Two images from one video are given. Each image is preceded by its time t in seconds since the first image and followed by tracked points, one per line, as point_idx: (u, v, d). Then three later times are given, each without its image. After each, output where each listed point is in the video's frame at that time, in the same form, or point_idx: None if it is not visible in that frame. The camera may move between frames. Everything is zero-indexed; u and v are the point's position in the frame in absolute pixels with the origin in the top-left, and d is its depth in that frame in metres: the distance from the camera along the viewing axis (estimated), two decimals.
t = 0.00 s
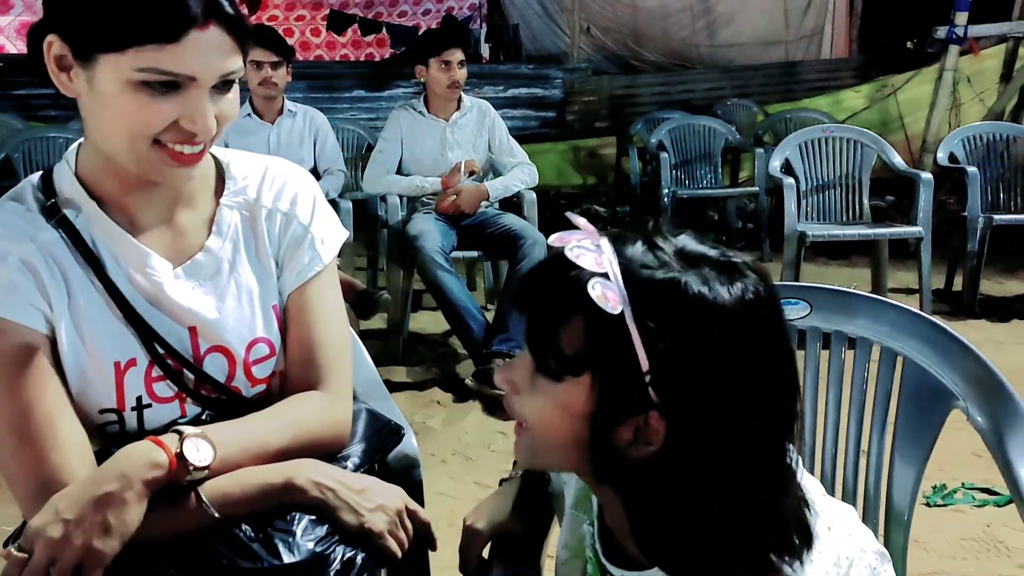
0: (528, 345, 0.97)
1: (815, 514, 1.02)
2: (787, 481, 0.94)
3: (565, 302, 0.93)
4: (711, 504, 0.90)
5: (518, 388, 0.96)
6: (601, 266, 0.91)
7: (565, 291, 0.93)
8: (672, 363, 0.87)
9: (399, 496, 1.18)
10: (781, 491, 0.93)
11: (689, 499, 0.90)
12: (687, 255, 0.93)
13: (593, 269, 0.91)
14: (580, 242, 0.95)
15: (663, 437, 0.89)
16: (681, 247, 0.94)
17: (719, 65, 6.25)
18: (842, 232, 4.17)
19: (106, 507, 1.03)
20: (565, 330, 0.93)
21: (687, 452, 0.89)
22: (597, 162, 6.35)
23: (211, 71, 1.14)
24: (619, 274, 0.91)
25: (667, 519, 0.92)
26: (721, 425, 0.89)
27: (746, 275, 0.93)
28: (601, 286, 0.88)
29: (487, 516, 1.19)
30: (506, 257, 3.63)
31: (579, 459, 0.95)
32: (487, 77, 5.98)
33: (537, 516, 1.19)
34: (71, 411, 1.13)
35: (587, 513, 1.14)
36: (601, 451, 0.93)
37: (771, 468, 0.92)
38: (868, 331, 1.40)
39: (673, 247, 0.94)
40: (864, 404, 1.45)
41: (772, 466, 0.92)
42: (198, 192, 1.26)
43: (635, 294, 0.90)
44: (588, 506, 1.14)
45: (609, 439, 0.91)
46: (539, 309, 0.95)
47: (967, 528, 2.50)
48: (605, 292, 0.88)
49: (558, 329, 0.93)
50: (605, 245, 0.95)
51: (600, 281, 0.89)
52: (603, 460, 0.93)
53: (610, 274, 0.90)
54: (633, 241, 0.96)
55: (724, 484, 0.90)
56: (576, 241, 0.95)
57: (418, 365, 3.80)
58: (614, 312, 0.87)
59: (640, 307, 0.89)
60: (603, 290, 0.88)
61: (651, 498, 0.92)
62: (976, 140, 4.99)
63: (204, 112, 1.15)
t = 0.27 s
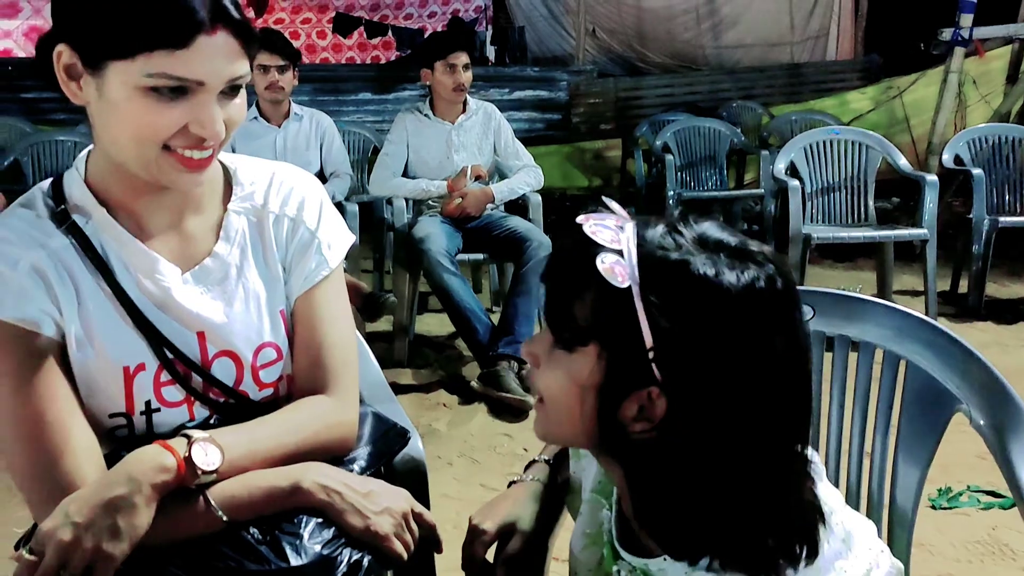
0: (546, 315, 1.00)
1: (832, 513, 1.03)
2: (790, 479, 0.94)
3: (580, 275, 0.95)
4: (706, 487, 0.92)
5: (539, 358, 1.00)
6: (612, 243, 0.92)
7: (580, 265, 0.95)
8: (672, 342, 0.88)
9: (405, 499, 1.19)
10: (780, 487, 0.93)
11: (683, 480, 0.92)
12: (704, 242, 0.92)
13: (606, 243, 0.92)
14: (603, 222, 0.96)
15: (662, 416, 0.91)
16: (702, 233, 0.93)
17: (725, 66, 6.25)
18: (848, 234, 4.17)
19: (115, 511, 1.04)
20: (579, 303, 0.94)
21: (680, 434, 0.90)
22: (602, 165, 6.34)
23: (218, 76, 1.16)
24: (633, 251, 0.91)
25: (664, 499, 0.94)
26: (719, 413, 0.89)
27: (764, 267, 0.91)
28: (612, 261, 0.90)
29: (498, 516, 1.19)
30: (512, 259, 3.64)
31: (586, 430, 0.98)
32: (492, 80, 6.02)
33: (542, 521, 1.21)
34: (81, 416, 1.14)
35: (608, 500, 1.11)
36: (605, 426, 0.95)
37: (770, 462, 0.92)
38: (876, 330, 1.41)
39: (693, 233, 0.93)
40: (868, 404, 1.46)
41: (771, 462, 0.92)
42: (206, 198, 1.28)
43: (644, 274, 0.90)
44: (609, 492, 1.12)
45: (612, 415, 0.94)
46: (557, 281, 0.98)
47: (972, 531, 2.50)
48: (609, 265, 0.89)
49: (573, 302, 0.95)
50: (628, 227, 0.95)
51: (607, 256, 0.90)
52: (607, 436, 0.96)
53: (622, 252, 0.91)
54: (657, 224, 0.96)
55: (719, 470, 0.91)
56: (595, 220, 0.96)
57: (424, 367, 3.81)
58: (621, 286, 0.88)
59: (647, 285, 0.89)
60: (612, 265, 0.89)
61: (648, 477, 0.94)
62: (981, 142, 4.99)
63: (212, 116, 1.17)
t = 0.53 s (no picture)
0: (582, 335, 1.04)
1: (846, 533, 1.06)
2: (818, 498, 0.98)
3: (620, 293, 0.99)
4: (740, 506, 0.95)
5: (565, 375, 1.04)
6: (661, 264, 0.95)
7: (621, 284, 0.99)
8: (720, 365, 0.91)
9: (422, 508, 1.20)
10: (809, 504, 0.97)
11: (719, 505, 0.95)
12: (745, 263, 0.97)
13: (651, 260, 0.96)
14: (642, 238, 1.00)
15: (703, 438, 0.94)
16: (740, 254, 0.99)
17: (737, 69, 6.22)
18: (863, 237, 4.15)
19: (136, 520, 1.05)
20: (619, 320, 0.99)
21: (720, 457, 0.94)
22: (614, 167, 6.40)
23: (238, 88, 1.17)
24: (676, 269, 0.95)
25: (697, 520, 0.97)
26: (761, 433, 0.93)
27: (803, 288, 0.96)
28: (658, 280, 0.93)
29: (513, 526, 1.20)
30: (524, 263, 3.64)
31: (618, 447, 1.01)
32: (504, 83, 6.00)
33: (556, 530, 1.21)
34: (102, 424, 1.15)
35: (621, 512, 1.16)
36: (640, 445, 0.98)
37: (802, 481, 0.96)
38: (893, 336, 1.40)
39: (732, 253, 0.99)
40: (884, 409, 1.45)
41: (802, 480, 0.96)
42: (224, 208, 1.27)
43: (690, 294, 0.94)
44: (621, 504, 1.17)
45: (649, 436, 0.97)
46: (595, 299, 1.02)
47: (988, 538, 2.49)
48: (659, 286, 0.92)
49: (614, 320, 0.99)
50: (666, 245, 0.99)
51: (657, 277, 0.94)
52: (643, 456, 0.99)
53: (668, 272, 0.94)
54: (695, 244, 1.01)
55: (752, 490, 0.95)
56: (637, 236, 1.00)
57: (437, 370, 3.82)
58: (668, 306, 0.91)
59: (693, 306, 0.93)
60: (659, 285, 0.93)
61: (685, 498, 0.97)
62: (996, 145, 4.95)
63: (232, 129, 1.18)
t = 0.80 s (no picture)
0: (619, 355, 1.03)
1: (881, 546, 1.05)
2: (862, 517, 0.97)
3: (659, 315, 0.99)
4: (784, 527, 0.95)
5: (600, 394, 1.04)
6: (701, 284, 0.96)
7: (660, 305, 0.99)
8: (764, 387, 0.91)
9: (446, 518, 1.21)
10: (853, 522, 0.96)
11: (765, 525, 0.95)
12: (785, 280, 0.98)
13: (691, 281, 0.96)
14: (680, 257, 1.00)
15: (748, 458, 0.93)
16: (779, 271, 1.00)
17: (755, 69, 6.20)
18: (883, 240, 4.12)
19: (164, 530, 1.06)
20: (660, 342, 0.98)
21: (765, 477, 0.93)
22: (631, 167, 6.31)
23: (254, 87, 1.18)
24: (716, 289, 0.95)
25: (742, 541, 0.97)
26: (807, 452, 0.93)
27: (844, 303, 0.97)
28: (701, 303, 0.93)
29: (536, 536, 1.21)
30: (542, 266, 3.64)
31: (657, 466, 1.00)
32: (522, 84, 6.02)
33: (579, 542, 1.22)
34: (131, 436, 1.16)
35: (648, 525, 1.16)
36: (679, 464, 0.97)
37: (847, 500, 0.95)
38: (931, 346, 1.38)
39: (771, 270, 1.00)
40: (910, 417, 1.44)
41: (846, 500, 0.95)
42: (250, 220, 1.29)
43: (733, 313, 0.94)
44: (647, 516, 1.16)
45: (690, 457, 0.96)
46: (633, 319, 1.02)
47: (1013, 547, 2.46)
48: (704, 309, 0.92)
49: (653, 341, 0.99)
50: (704, 262, 0.99)
51: (701, 298, 0.94)
52: (683, 477, 0.98)
53: (710, 292, 0.95)
54: (732, 263, 1.02)
55: (795, 511, 0.94)
56: (676, 253, 1.01)
57: (455, 373, 3.82)
58: (714, 329, 0.92)
59: (736, 326, 0.93)
60: (704, 307, 0.93)
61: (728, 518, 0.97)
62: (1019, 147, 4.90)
63: (249, 129, 1.19)
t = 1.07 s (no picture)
0: (648, 351, 1.06)
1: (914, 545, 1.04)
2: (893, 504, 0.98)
3: (684, 310, 1.01)
4: (821, 512, 0.95)
5: (633, 392, 1.07)
6: (723, 274, 0.98)
7: (686, 298, 1.02)
8: (790, 369, 0.92)
9: (467, 521, 1.23)
10: (886, 507, 0.97)
11: (801, 509, 0.95)
12: (807, 269, 1.00)
13: (714, 271, 0.98)
14: (702, 251, 1.03)
15: (779, 443, 0.94)
16: (800, 261, 1.02)
17: (773, 71, 6.20)
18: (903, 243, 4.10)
19: (191, 531, 1.08)
20: (689, 332, 1.00)
21: (797, 462, 0.94)
22: (649, 170, 6.34)
23: (250, 77, 1.20)
24: (740, 280, 0.98)
25: (780, 528, 0.97)
26: (837, 436, 0.93)
27: (865, 288, 0.98)
28: (726, 292, 0.95)
29: (559, 540, 1.23)
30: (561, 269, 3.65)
31: (695, 461, 1.02)
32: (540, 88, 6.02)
33: (602, 546, 1.23)
34: (159, 441, 1.18)
35: (678, 523, 1.16)
36: (714, 455, 1.00)
37: (879, 486, 0.96)
38: (950, 350, 1.39)
39: (793, 262, 1.02)
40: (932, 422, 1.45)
41: (878, 485, 0.96)
42: (274, 228, 1.31)
43: (756, 303, 0.96)
44: (677, 514, 1.17)
45: (723, 446, 0.98)
46: (660, 315, 1.04)
47: None
48: (729, 295, 0.95)
49: (682, 332, 1.01)
50: (726, 256, 1.02)
51: (725, 287, 0.96)
52: (717, 466, 1.00)
53: (733, 282, 0.97)
54: (754, 258, 1.04)
55: (827, 497, 0.95)
56: (697, 249, 1.03)
57: (474, 376, 3.84)
58: (739, 316, 0.94)
59: (761, 313, 0.95)
60: (728, 295, 0.95)
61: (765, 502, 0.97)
62: None
63: (250, 119, 1.21)
